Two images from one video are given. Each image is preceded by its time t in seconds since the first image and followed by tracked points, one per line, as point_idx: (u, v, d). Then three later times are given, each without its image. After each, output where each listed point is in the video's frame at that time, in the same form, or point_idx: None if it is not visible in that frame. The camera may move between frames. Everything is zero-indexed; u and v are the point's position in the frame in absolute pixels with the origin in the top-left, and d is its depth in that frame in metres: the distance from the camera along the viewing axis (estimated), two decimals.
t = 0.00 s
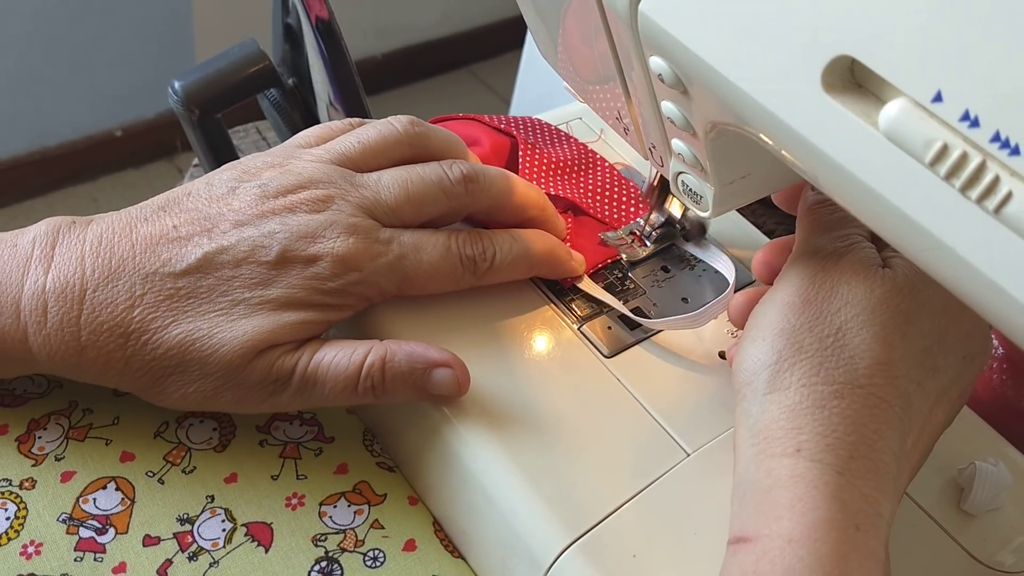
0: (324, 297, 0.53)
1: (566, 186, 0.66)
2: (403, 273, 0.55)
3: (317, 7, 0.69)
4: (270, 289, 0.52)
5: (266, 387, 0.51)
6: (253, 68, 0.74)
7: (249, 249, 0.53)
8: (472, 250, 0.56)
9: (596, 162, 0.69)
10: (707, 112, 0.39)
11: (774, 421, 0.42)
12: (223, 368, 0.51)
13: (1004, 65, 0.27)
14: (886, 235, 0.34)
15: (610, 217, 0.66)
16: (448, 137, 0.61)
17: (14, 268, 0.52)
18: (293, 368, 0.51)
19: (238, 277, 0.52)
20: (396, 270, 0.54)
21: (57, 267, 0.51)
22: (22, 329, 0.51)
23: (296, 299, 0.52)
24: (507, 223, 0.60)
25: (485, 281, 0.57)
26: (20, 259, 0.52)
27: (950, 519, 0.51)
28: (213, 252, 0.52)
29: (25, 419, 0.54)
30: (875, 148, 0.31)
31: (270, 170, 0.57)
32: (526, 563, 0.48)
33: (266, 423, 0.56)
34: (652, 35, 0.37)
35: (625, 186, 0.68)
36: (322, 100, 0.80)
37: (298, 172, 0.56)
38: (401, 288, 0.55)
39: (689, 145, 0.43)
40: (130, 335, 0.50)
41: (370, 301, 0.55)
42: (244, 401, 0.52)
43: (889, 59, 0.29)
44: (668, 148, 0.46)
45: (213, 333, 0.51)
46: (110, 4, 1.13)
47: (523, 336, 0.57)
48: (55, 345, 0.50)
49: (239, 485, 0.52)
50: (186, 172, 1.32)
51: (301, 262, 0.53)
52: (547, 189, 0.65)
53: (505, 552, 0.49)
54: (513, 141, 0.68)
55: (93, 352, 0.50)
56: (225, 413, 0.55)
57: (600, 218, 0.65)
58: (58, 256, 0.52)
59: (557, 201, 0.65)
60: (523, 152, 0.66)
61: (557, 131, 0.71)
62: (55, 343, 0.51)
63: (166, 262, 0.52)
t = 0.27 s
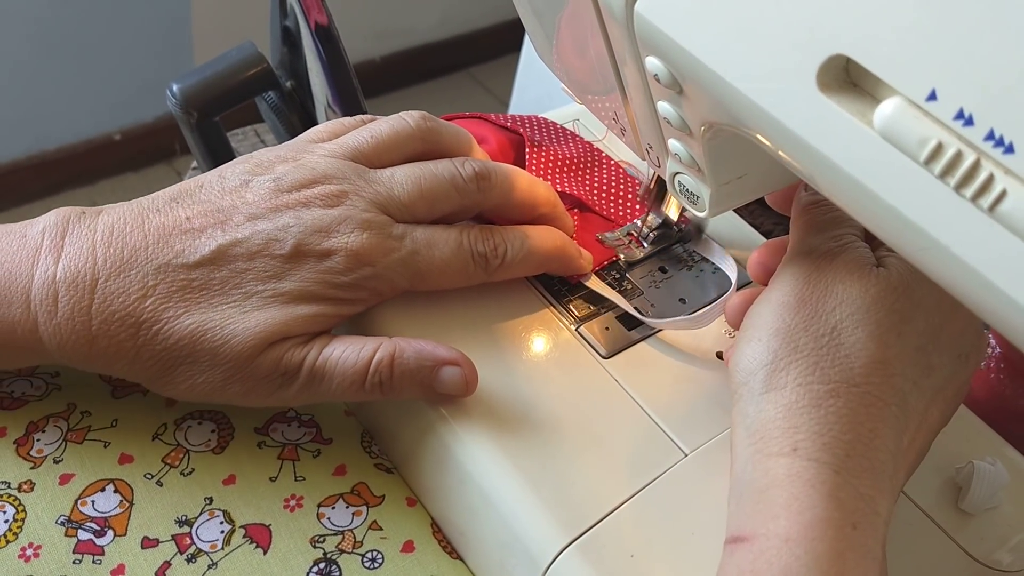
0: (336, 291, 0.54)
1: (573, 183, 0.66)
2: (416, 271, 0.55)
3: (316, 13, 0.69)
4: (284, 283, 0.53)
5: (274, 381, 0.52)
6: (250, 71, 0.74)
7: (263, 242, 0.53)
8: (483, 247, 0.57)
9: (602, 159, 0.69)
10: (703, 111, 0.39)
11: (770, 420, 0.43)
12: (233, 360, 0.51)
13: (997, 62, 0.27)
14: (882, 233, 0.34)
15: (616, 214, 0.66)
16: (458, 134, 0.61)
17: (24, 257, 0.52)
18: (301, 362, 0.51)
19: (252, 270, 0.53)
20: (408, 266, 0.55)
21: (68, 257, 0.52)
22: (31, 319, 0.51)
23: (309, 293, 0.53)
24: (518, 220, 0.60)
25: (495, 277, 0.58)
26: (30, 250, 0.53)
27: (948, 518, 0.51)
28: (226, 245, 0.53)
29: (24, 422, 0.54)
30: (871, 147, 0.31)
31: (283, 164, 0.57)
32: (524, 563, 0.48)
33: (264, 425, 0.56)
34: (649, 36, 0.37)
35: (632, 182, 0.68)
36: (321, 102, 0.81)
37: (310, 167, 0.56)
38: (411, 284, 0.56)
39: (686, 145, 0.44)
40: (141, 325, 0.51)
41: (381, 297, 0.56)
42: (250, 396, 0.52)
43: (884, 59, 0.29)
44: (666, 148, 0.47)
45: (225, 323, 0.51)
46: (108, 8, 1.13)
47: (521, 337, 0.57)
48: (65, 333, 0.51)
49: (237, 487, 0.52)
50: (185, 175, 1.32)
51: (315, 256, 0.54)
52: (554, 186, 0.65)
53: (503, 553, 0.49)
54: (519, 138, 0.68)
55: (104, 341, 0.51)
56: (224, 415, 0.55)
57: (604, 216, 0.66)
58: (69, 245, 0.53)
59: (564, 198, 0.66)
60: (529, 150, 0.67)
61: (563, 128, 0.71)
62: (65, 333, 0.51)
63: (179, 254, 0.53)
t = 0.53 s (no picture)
0: (348, 281, 0.55)
1: (582, 180, 0.67)
2: (427, 265, 0.56)
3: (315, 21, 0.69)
4: (297, 272, 0.54)
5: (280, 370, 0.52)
6: (249, 74, 0.75)
7: (277, 233, 0.55)
8: (494, 240, 0.58)
9: (611, 156, 0.69)
10: (700, 112, 0.39)
11: (767, 421, 0.43)
12: (244, 348, 0.52)
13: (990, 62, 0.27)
14: (877, 232, 0.34)
15: (625, 210, 0.67)
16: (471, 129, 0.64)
17: (35, 245, 0.53)
18: (310, 351, 0.52)
19: (265, 259, 0.54)
20: (420, 259, 0.56)
21: (81, 244, 0.53)
22: (44, 305, 0.52)
23: (321, 283, 0.54)
24: (532, 217, 0.61)
25: (505, 272, 0.58)
26: (42, 238, 0.53)
27: (946, 517, 0.51)
28: (241, 234, 0.54)
29: (24, 425, 0.54)
30: (866, 146, 0.31)
31: (296, 156, 0.58)
32: (523, 564, 0.48)
33: (264, 427, 0.56)
34: (644, 38, 0.38)
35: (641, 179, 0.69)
36: (319, 105, 0.81)
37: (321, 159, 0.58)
38: (422, 278, 0.57)
39: (682, 145, 0.44)
40: (153, 312, 0.52)
41: (393, 290, 0.57)
42: (259, 383, 0.53)
43: (878, 59, 0.30)
44: (663, 148, 0.47)
45: (238, 311, 0.52)
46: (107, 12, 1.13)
47: (520, 338, 0.57)
48: (77, 319, 0.52)
49: (237, 489, 0.52)
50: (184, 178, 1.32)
51: (328, 248, 0.55)
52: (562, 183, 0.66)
53: (502, 554, 0.50)
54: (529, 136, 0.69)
55: (116, 327, 0.52)
56: (223, 418, 0.56)
57: (614, 212, 0.66)
58: (81, 233, 0.53)
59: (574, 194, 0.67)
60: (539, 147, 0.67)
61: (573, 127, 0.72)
62: (78, 319, 0.52)
63: (193, 243, 0.53)
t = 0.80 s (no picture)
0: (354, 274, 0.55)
1: (590, 174, 0.67)
2: (432, 261, 0.57)
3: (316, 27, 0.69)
4: (302, 265, 0.55)
5: (273, 361, 0.53)
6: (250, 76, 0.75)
7: (284, 225, 0.55)
8: (500, 239, 0.58)
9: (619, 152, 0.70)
10: (697, 109, 0.39)
11: (764, 420, 0.43)
12: (244, 335, 0.53)
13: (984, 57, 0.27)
14: (875, 228, 0.34)
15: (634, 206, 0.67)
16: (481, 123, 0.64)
17: (42, 222, 0.54)
18: (301, 347, 0.53)
19: (271, 250, 0.55)
20: (425, 255, 0.57)
21: (88, 223, 0.53)
22: (50, 282, 0.53)
23: (325, 276, 0.55)
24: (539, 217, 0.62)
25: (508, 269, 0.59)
26: (49, 214, 0.54)
27: (947, 515, 0.51)
28: (249, 223, 0.55)
29: (25, 426, 0.54)
30: (862, 142, 0.31)
31: (308, 144, 0.59)
32: (523, 563, 0.48)
33: (264, 427, 0.56)
34: (641, 36, 0.38)
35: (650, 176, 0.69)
36: (320, 107, 0.81)
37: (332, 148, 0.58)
38: (428, 274, 0.57)
39: (680, 143, 0.44)
40: (156, 295, 0.53)
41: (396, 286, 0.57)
42: (254, 371, 0.54)
43: (874, 55, 0.29)
44: (661, 147, 0.47)
45: (241, 300, 0.53)
46: (108, 16, 1.13)
47: (520, 337, 0.57)
48: (82, 297, 0.53)
49: (237, 489, 0.52)
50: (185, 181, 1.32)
51: (336, 242, 0.56)
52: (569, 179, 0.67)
53: (502, 553, 0.50)
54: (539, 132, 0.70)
55: (120, 306, 0.53)
56: (223, 418, 0.56)
57: (623, 208, 0.67)
58: (88, 212, 0.54)
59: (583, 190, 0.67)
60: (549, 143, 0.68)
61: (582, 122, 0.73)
62: (83, 298, 0.53)
63: (201, 228, 0.54)
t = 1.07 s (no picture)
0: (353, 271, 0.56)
1: (597, 171, 0.69)
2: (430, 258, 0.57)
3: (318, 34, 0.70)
4: (294, 263, 0.56)
5: (262, 358, 0.54)
6: (251, 78, 0.75)
7: (286, 221, 0.56)
8: (498, 233, 0.58)
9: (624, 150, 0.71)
10: (694, 107, 0.39)
11: (762, 417, 0.43)
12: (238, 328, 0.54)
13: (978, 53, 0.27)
14: (872, 224, 0.34)
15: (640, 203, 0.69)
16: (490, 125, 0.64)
17: (46, 203, 0.54)
18: (288, 349, 0.54)
19: (270, 245, 0.56)
20: (423, 252, 0.57)
21: (91, 205, 0.54)
22: (52, 262, 0.54)
23: (320, 275, 0.56)
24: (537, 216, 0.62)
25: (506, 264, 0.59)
26: (51, 197, 0.55)
27: (946, 513, 0.51)
28: (249, 217, 0.56)
29: (27, 426, 0.54)
30: (859, 138, 0.31)
31: (315, 141, 0.60)
32: (522, 561, 0.48)
33: (264, 428, 0.56)
34: (639, 34, 0.38)
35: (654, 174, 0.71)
36: (320, 108, 0.81)
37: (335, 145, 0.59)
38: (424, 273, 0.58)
39: (679, 142, 0.44)
40: (155, 282, 0.54)
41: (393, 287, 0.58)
42: (243, 365, 0.55)
43: (869, 52, 0.30)
44: (659, 146, 0.47)
45: (236, 292, 0.55)
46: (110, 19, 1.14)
47: (520, 337, 0.57)
48: (83, 280, 0.54)
49: (238, 489, 0.52)
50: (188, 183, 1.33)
51: (334, 241, 0.57)
52: (577, 177, 0.68)
53: (501, 552, 0.50)
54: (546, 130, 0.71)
55: (120, 290, 0.54)
56: (224, 418, 0.56)
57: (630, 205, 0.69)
58: (91, 195, 0.55)
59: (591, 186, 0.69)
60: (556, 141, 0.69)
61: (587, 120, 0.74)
62: (84, 281, 0.54)
63: (202, 218, 0.55)
